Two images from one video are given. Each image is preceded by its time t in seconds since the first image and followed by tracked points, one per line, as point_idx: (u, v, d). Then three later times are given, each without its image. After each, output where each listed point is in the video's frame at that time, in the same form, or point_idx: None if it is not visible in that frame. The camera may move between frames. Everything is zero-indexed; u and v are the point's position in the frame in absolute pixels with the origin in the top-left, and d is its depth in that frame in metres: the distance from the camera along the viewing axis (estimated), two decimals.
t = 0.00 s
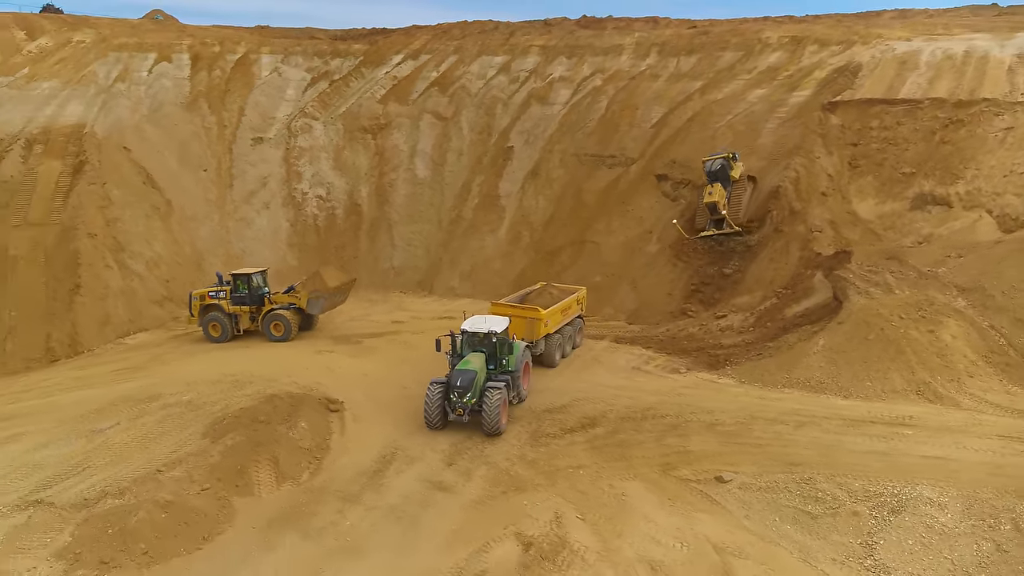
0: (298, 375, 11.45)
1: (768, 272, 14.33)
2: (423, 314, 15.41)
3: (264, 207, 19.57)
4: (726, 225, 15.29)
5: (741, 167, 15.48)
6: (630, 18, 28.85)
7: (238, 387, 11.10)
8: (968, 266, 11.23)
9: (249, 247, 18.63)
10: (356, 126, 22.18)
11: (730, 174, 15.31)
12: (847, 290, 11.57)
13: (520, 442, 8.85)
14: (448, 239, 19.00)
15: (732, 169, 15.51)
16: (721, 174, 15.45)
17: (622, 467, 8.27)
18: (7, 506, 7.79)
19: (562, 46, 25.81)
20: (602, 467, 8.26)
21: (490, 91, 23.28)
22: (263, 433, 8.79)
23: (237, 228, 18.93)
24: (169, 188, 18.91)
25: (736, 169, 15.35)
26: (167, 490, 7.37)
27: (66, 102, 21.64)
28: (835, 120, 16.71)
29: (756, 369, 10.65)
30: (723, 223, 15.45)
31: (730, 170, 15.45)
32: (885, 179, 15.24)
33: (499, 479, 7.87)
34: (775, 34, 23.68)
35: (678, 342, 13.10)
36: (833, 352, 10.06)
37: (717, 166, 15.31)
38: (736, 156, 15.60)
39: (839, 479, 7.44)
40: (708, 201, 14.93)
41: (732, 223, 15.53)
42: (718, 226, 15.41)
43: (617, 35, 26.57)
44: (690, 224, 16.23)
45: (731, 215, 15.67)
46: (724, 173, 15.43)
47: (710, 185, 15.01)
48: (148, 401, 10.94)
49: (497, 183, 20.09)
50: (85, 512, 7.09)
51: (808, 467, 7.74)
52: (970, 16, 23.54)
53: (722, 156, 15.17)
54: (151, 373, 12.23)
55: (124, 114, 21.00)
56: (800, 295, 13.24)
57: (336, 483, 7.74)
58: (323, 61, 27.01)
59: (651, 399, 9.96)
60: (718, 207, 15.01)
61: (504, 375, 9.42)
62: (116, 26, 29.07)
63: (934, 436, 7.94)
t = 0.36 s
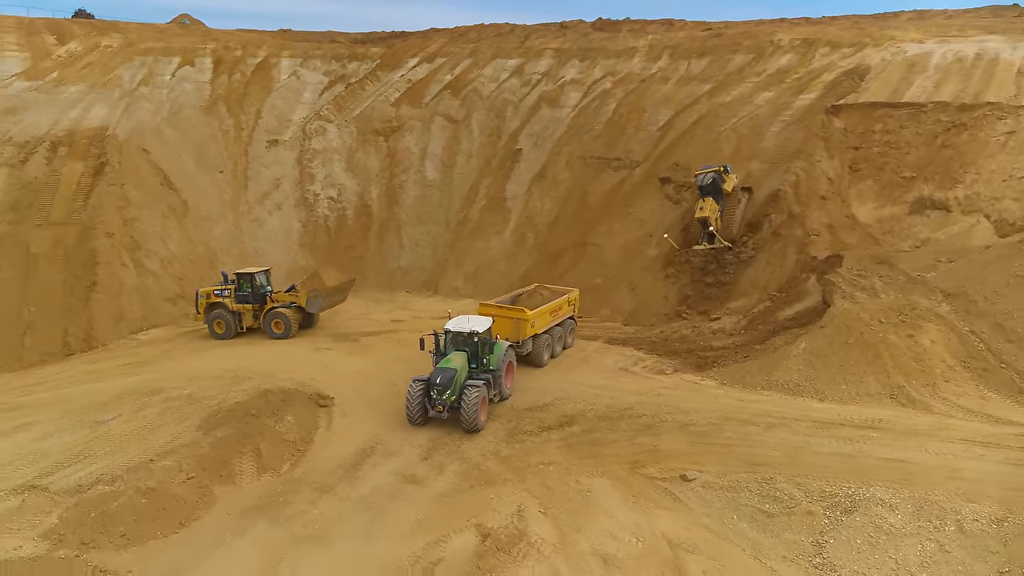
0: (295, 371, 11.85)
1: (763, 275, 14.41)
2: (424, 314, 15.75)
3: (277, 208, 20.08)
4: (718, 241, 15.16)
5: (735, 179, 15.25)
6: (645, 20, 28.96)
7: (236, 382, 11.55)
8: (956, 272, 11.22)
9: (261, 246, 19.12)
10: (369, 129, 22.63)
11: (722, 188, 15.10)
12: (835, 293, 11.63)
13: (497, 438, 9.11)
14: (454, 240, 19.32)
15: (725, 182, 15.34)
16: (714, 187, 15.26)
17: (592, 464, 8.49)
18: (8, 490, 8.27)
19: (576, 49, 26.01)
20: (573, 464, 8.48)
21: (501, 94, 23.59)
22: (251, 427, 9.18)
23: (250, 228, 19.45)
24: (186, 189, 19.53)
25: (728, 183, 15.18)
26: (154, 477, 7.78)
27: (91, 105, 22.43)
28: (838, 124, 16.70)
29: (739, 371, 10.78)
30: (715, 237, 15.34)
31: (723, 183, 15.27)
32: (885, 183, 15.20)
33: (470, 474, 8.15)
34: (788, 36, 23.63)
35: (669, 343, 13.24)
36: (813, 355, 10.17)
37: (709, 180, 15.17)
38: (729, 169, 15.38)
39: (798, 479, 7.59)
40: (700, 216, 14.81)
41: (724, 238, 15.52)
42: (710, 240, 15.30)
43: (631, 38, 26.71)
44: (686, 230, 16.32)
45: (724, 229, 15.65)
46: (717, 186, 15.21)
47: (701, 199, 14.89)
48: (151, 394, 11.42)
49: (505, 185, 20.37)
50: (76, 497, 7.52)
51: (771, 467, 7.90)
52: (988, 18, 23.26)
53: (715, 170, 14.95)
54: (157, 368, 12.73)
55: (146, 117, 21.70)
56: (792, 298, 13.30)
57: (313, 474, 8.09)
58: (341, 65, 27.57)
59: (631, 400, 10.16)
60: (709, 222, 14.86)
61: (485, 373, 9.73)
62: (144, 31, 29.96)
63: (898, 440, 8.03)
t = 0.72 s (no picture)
0: (290, 368, 12.22)
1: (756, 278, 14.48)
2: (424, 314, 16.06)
3: (288, 208, 20.56)
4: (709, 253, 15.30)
5: (730, 192, 15.36)
6: (658, 23, 29.02)
7: (233, 378, 11.97)
8: (941, 277, 11.23)
9: (270, 246, 19.58)
10: (380, 131, 23.03)
11: (717, 201, 15.23)
12: (821, 297, 11.70)
13: (474, 436, 9.36)
14: (459, 241, 19.62)
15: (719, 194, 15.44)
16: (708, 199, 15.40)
17: (562, 463, 8.71)
18: (7, 477, 8.73)
19: (587, 51, 26.17)
20: (543, 462, 8.71)
21: (510, 97, 23.85)
22: (238, 421, 9.55)
23: (260, 228, 19.93)
24: (200, 190, 20.10)
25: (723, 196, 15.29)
26: (140, 467, 8.18)
27: (113, 108, 23.15)
28: (839, 127, 16.67)
29: (720, 374, 10.90)
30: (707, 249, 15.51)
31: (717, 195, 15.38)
32: (883, 187, 15.16)
33: (442, 470, 8.42)
34: (798, 39, 23.56)
35: (659, 345, 13.39)
36: (790, 359, 10.28)
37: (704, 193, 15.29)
38: (724, 181, 15.50)
39: (757, 479, 7.74)
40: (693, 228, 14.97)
41: (716, 250, 15.63)
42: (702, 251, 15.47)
43: (642, 40, 26.81)
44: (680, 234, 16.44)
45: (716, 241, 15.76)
46: (711, 198, 15.35)
47: (695, 212, 15.03)
48: (152, 389, 11.88)
49: (510, 187, 20.61)
50: (66, 484, 7.94)
51: (733, 468, 8.05)
52: (1003, 19, 22.99)
53: (709, 183, 15.06)
54: (160, 364, 13.21)
55: (163, 120, 22.35)
56: (783, 301, 13.37)
57: (291, 467, 8.43)
58: (356, 68, 28.05)
59: (610, 400, 10.34)
60: (702, 235, 15.03)
61: (466, 372, 10.05)
62: (167, 35, 30.76)
63: (861, 443, 8.14)
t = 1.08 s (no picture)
0: (285, 365, 12.60)
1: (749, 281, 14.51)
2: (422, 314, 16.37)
3: (297, 209, 21.01)
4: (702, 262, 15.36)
5: (724, 201, 15.43)
6: (671, 25, 29.04)
7: (229, 373, 12.37)
8: (925, 282, 11.22)
9: (279, 246, 20.04)
10: (389, 134, 23.41)
11: (711, 210, 15.26)
12: (805, 302, 11.75)
13: (451, 433, 9.62)
14: (462, 242, 19.90)
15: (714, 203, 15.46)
16: (703, 208, 15.48)
17: (532, 461, 8.92)
18: (6, 465, 9.19)
19: (597, 54, 26.29)
20: (513, 460, 8.93)
21: (519, 100, 24.09)
22: (225, 415, 9.92)
23: (270, 228, 20.41)
24: (212, 191, 20.64)
25: (718, 205, 15.31)
26: (125, 457, 8.56)
27: (132, 111, 23.84)
28: (839, 131, 16.63)
29: (700, 376, 11.01)
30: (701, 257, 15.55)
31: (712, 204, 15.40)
32: (880, 191, 15.11)
33: (414, 465, 8.69)
34: (808, 41, 23.46)
35: (648, 347, 13.51)
36: (767, 362, 10.38)
37: (698, 202, 15.32)
38: (719, 190, 15.53)
39: (717, 480, 7.90)
40: (687, 237, 15.03)
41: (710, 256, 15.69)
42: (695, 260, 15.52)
43: (653, 43, 26.87)
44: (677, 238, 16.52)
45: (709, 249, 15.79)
46: (706, 207, 15.42)
47: (690, 221, 15.09)
48: (152, 384, 12.32)
49: (514, 189, 20.85)
50: (56, 472, 8.35)
51: (696, 468, 8.20)
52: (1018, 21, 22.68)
53: (704, 192, 15.12)
54: (163, 360, 13.67)
55: (180, 122, 22.97)
56: (773, 305, 13.41)
57: (269, 461, 8.76)
58: (370, 70, 28.50)
59: (588, 401, 10.52)
60: (696, 244, 15.09)
61: (447, 370, 10.31)
62: (189, 39, 31.50)
63: (825, 445, 8.24)
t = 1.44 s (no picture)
0: (280, 363, 12.95)
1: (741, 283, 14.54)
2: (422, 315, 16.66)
3: (306, 211, 21.45)
4: (695, 269, 15.32)
5: (718, 209, 15.50)
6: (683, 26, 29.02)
7: (226, 370, 12.75)
8: (910, 287, 11.20)
9: (287, 246, 20.48)
10: (399, 136, 23.75)
11: (705, 218, 15.32)
12: (789, 307, 11.79)
13: (429, 432, 9.86)
14: (466, 244, 20.15)
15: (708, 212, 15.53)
16: (697, 216, 15.53)
17: (505, 460, 9.12)
18: (4, 455, 9.63)
19: (607, 56, 26.38)
20: (485, 459, 9.14)
21: (527, 103, 24.28)
22: (214, 412, 10.28)
23: (279, 229, 20.85)
24: (223, 192, 21.16)
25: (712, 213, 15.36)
26: (113, 450, 8.94)
27: (150, 114, 24.49)
28: (839, 134, 16.58)
29: (680, 379, 11.11)
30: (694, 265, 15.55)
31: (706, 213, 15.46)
32: (877, 195, 15.04)
33: (389, 463, 8.94)
34: (818, 43, 23.32)
35: (637, 349, 13.62)
36: (745, 366, 10.48)
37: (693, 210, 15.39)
38: (713, 199, 15.60)
39: (679, 481, 8.03)
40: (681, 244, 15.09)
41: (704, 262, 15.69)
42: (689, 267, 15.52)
43: (665, 45, 26.88)
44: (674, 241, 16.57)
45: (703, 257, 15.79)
46: (699, 215, 15.49)
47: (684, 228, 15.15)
48: (152, 380, 12.75)
49: (519, 191, 21.04)
50: (48, 462, 8.77)
51: (661, 470, 8.34)
52: None
53: (698, 200, 15.19)
54: (166, 357, 14.11)
55: (195, 125, 23.54)
56: (763, 308, 13.43)
57: (250, 456, 9.07)
58: (384, 73, 28.89)
59: (568, 403, 10.69)
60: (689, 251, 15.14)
61: (429, 370, 10.57)
62: (210, 42, 32.19)
63: (789, 449, 8.33)
